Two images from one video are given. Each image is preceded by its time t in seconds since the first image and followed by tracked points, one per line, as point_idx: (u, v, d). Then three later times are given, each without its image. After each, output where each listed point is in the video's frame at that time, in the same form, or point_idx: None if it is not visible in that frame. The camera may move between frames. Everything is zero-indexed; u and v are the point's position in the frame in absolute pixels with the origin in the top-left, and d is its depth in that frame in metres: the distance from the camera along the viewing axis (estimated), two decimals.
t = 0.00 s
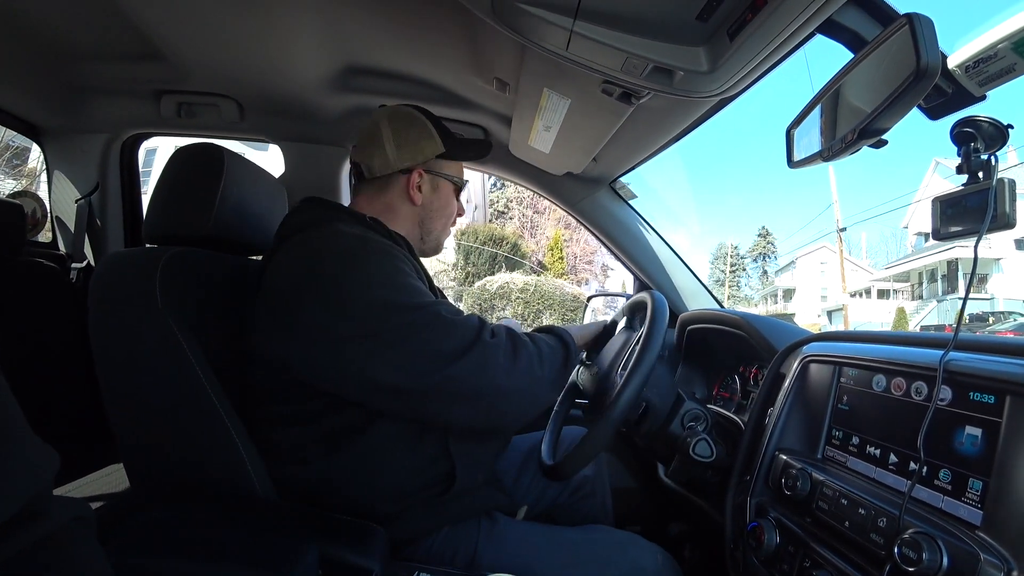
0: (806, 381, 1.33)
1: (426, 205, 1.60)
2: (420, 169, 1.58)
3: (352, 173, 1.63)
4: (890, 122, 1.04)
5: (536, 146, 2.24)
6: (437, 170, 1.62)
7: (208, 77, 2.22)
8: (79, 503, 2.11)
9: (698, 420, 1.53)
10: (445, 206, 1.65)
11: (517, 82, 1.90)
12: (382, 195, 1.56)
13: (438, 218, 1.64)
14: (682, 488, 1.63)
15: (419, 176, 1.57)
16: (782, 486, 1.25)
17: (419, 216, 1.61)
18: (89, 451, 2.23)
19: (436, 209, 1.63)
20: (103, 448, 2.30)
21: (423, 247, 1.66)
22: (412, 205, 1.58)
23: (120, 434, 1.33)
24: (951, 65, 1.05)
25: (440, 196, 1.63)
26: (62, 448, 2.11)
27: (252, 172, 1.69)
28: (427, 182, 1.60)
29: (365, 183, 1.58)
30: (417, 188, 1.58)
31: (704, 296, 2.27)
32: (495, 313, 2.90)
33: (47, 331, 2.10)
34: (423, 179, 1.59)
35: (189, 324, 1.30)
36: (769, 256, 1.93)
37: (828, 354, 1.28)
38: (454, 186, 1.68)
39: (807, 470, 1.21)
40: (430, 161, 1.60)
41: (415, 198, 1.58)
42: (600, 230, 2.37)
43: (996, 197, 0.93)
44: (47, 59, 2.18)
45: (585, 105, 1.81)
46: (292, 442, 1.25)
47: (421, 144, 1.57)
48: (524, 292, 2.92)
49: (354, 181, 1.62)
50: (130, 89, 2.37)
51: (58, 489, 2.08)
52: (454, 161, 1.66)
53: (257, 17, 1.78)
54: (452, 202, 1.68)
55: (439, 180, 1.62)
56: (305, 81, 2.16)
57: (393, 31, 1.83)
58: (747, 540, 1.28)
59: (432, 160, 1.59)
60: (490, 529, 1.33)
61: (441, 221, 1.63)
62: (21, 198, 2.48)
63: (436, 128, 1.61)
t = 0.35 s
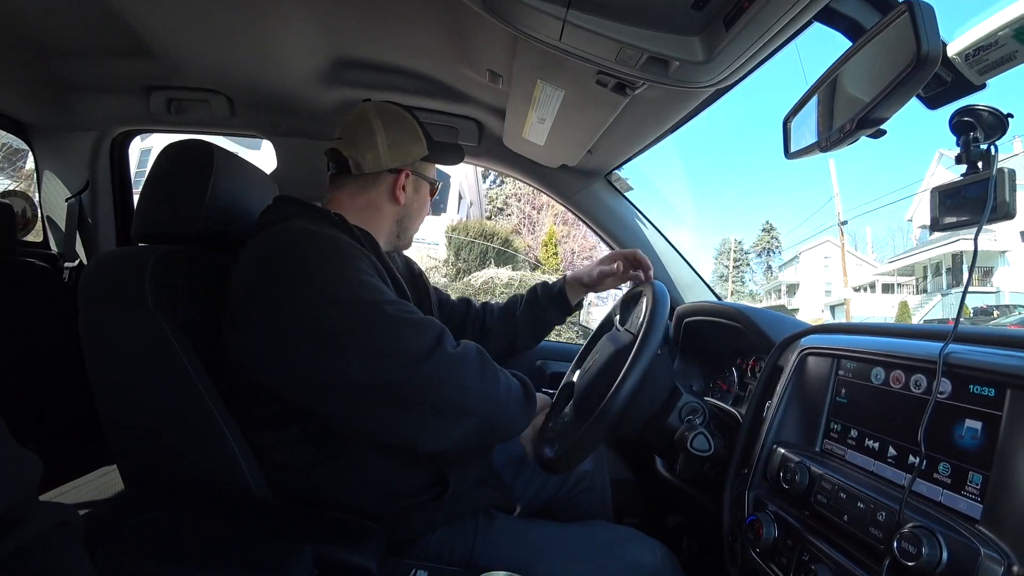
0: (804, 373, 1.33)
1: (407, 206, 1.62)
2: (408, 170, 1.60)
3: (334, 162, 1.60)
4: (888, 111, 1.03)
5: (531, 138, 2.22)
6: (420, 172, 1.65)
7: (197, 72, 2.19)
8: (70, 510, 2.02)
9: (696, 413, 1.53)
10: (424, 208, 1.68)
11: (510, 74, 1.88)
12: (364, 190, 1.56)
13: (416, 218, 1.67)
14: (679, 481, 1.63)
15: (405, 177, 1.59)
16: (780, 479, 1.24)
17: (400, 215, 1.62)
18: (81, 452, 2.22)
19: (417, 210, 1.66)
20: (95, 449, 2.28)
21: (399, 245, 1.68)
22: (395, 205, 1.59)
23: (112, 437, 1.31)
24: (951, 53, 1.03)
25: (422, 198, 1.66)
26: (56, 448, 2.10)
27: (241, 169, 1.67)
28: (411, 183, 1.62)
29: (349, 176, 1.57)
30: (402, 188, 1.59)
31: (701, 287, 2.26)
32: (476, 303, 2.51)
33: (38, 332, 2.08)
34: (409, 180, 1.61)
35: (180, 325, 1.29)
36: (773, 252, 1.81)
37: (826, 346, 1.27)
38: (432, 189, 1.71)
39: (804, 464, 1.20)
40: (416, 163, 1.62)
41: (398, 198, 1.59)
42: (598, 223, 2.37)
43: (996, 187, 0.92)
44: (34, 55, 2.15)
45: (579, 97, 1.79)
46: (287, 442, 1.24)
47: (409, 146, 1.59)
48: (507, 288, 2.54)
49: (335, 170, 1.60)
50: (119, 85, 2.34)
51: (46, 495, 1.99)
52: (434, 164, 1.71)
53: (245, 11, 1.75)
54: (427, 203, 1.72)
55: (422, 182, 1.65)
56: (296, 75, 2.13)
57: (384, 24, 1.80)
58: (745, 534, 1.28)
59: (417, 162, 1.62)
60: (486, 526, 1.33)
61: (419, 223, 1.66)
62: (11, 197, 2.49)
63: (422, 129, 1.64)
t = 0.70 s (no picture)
0: (794, 370, 1.33)
1: (405, 207, 1.62)
2: (405, 170, 1.59)
3: (334, 156, 1.61)
4: (874, 109, 1.04)
5: (521, 138, 2.23)
6: (421, 174, 1.64)
7: (186, 72, 2.18)
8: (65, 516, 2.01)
9: (687, 411, 1.54)
10: (424, 211, 1.67)
11: (500, 73, 1.88)
12: (362, 189, 1.56)
13: (415, 221, 1.66)
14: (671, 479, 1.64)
15: (402, 178, 1.58)
16: (770, 476, 1.25)
17: (396, 217, 1.62)
18: (70, 456, 2.19)
19: (416, 212, 1.65)
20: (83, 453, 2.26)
21: (395, 247, 1.67)
22: (391, 206, 1.59)
23: (100, 439, 1.30)
24: (935, 52, 1.05)
25: (421, 200, 1.65)
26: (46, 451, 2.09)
27: (230, 168, 1.66)
28: (409, 184, 1.61)
29: (346, 172, 1.57)
30: (398, 189, 1.59)
31: (692, 285, 2.28)
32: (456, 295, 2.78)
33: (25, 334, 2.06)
34: (406, 181, 1.60)
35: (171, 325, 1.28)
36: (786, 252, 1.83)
37: (815, 343, 1.28)
38: (435, 193, 1.71)
39: (795, 460, 1.21)
40: (417, 164, 1.61)
41: (395, 199, 1.59)
42: (589, 223, 2.37)
43: (981, 184, 0.93)
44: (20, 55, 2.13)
45: (569, 96, 1.79)
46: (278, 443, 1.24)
47: (409, 145, 1.58)
48: (486, 285, 2.82)
49: (335, 165, 1.61)
50: (106, 85, 2.33)
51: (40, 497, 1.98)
52: (440, 167, 1.70)
53: (234, 10, 1.75)
54: (428, 207, 1.70)
55: (423, 184, 1.64)
56: (285, 75, 2.13)
57: (374, 22, 1.80)
58: (737, 531, 1.29)
59: (417, 163, 1.62)
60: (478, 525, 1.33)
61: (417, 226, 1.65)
62: None
63: (429, 132, 1.63)
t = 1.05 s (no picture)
0: (796, 351, 1.30)
1: (435, 205, 1.58)
2: (438, 169, 1.55)
3: (366, 149, 1.56)
4: (875, 78, 0.99)
5: (512, 122, 2.18)
6: (452, 173, 1.61)
7: (167, 68, 2.14)
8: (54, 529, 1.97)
9: (687, 396, 1.52)
10: (453, 211, 1.64)
11: (486, 55, 1.83)
12: (391, 186, 1.52)
13: (444, 219, 1.63)
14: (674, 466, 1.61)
15: (435, 176, 1.54)
16: (774, 461, 1.22)
17: (426, 215, 1.58)
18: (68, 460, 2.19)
19: (445, 212, 1.62)
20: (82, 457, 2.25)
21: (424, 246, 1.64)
22: (422, 203, 1.55)
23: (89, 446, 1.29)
24: (937, 17, 1.00)
25: (451, 199, 1.62)
26: (43, 455, 2.08)
27: (213, 165, 1.62)
28: (441, 183, 1.58)
29: (379, 168, 1.53)
30: (431, 187, 1.55)
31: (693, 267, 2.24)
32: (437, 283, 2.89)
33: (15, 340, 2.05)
34: (439, 180, 1.56)
35: (159, 327, 1.26)
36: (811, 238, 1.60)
37: (817, 323, 1.25)
38: (466, 193, 1.68)
39: (799, 444, 1.18)
40: (450, 163, 1.58)
41: (427, 196, 1.55)
42: (586, 208, 2.33)
43: (988, 156, 0.88)
44: None
45: (559, 77, 1.74)
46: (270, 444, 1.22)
47: (442, 142, 1.54)
48: (466, 274, 2.91)
49: (366, 160, 1.56)
50: (87, 84, 2.29)
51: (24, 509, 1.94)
52: (469, 168, 1.67)
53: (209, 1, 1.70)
54: (459, 207, 1.67)
55: (454, 184, 1.61)
56: (267, 66, 2.08)
57: (354, 9, 1.75)
58: (741, 517, 1.26)
59: (450, 162, 1.58)
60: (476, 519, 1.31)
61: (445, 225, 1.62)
62: None
63: (462, 130, 1.60)
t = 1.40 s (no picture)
0: (785, 344, 1.36)
1: (423, 201, 1.62)
2: (424, 164, 1.59)
3: (351, 148, 1.61)
4: (854, 83, 1.04)
5: (507, 124, 2.22)
6: (438, 168, 1.64)
7: (165, 75, 2.17)
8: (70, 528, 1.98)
9: (682, 389, 1.53)
10: (440, 206, 1.68)
11: (481, 60, 1.87)
12: (377, 184, 1.56)
13: (430, 215, 1.67)
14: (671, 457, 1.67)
15: (420, 171, 1.58)
16: (764, 449, 1.28)
17: (412, 211, 1.62)
18: (75, 465, 2.22)
19: (432, 207, 1.65)
20: (89, 461, 2.28)
21: (411, 242, 1.68)
22: (408, 200, 1.59)
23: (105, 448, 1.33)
24: (912, 24, 1.04)
25: (438, 194, 1.66)
26: (51, 460, 2.11)
27: (217, 172, 1.66)
28: (427, 178, 1.61)
29: (364, 166, 1.57)
30: (417, 182, 1.58)
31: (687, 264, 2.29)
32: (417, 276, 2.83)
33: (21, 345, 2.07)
34: (424, 175, 1.60)
35: (168, 331, 1.30)
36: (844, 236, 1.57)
37: (804, 317, 1.30)
38: (451, 188, 1.72)
39: (788, 433, 1.23)
40: (436, 158, 1.62)
41: (413, 192, 1.59)
42: (581, 207, 2.37)
43: (963, 156, 0.94)
44: None
45: (553, 81, 1.78)
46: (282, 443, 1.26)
47: (427, 138, 1.58)
48: (444, 270, 2.86)
49: (351, 158, 1.60)
50: (87, 91, 2.32)
51: (38, 510, 2.00)
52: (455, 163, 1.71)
53: (210, 11, 1.74)
54: (446, 200, 1.71)
55: (439, 179, 1.65)
56: (265, 72, 2.11)
57: (352, 17, 1.79)
58: (734, 503, 1.32)
59: (436, 158, 1.62)
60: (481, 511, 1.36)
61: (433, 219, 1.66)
62: None
63: (445, 125, 1.64)
